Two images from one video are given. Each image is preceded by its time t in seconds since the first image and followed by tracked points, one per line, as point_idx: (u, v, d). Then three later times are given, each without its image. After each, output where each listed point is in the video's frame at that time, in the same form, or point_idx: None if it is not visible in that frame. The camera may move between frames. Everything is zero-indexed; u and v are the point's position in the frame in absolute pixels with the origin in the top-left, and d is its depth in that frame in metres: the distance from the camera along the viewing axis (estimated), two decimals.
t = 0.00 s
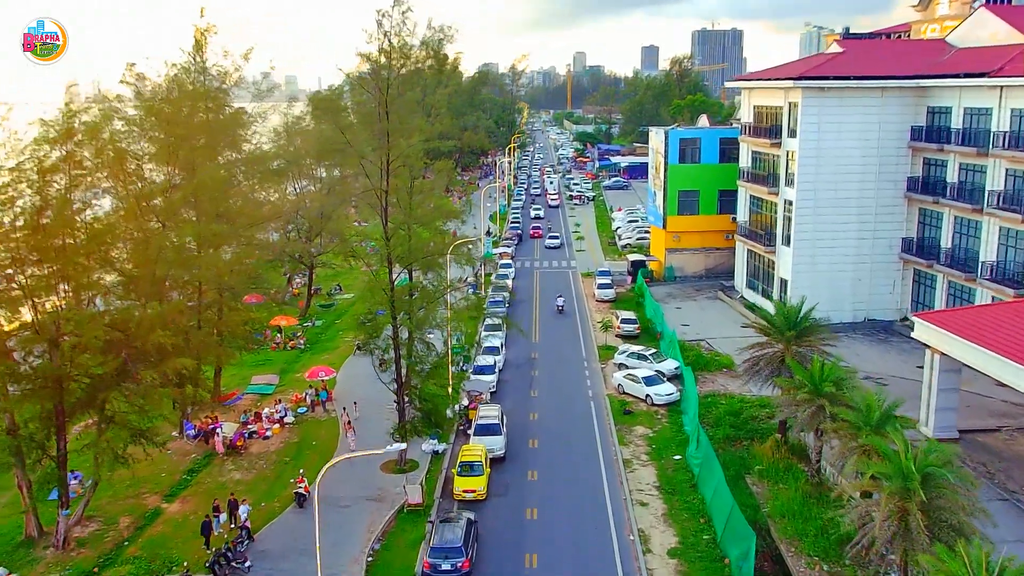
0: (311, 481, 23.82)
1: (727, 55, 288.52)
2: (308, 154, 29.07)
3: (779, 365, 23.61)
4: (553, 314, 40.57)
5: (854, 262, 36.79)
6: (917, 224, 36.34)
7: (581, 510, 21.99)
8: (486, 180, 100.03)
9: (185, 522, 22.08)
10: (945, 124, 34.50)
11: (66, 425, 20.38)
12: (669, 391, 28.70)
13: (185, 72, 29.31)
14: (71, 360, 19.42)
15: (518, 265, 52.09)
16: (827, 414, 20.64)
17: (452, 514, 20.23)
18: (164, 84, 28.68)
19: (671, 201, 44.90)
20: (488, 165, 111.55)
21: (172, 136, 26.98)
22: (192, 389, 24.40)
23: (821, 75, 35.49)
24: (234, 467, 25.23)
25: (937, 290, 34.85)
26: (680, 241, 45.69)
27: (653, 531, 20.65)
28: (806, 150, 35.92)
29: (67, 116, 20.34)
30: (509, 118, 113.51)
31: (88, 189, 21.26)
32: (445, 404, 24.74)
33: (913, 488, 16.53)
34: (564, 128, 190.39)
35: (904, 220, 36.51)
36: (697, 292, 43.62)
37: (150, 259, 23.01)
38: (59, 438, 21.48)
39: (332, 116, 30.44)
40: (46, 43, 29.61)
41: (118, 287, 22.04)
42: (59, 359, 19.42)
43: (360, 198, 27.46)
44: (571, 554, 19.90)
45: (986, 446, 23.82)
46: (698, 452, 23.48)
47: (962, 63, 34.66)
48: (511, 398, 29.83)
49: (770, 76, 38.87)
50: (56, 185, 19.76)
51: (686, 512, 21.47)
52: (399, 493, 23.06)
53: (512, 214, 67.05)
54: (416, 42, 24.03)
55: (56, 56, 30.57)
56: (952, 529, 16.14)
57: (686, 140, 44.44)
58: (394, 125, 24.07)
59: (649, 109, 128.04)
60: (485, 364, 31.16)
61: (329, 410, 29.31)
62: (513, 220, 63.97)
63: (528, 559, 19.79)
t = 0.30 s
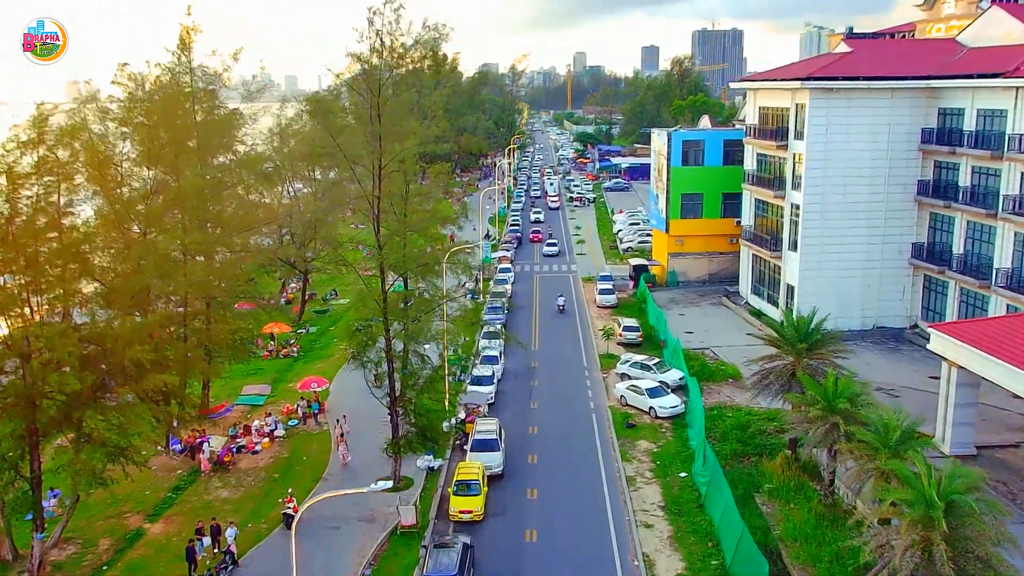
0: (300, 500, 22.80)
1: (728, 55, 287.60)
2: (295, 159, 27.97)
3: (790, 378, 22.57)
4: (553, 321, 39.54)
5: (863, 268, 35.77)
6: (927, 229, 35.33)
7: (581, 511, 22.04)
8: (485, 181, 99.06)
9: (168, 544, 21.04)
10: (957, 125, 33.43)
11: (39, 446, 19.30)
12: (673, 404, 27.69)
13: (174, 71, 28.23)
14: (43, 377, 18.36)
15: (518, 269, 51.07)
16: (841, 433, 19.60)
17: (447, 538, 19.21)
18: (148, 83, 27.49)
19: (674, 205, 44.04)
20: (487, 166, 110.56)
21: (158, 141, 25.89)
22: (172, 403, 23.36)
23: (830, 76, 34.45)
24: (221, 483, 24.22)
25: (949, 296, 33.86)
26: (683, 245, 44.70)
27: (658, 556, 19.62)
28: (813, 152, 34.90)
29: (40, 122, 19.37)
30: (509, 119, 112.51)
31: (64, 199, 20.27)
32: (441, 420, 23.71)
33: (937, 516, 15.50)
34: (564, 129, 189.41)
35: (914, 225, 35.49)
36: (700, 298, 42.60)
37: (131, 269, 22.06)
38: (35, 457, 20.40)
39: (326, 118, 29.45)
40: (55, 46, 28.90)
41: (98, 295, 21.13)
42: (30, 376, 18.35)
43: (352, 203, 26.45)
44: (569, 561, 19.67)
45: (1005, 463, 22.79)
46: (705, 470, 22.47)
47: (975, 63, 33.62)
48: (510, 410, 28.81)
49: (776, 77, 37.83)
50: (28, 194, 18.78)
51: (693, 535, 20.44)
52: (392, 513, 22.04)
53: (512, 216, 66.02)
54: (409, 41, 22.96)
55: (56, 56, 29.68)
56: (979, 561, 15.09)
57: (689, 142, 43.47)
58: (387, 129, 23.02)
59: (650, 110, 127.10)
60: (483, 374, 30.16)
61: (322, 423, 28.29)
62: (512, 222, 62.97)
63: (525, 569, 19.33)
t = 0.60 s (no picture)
0: (288, 521, 21.76)
1: (729, 55, 286.67)
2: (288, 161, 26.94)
3: (801, 393, 21.50)
4: (553, 328, 38.52)
5: (872, 273, 34.76)
6: (938, 234, 34.31)
7: (581, 510, 22.05)
8: (485, 182, 98.00)
9: (148, 567, 19.99)
10: (970, 127, 32.35)
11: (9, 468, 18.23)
12: (678, 417, 26.66)
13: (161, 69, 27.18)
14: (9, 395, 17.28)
15: (518, 273, 50.04)
16: (858, 453, 18.55)
17: (441, 563, 18.20)
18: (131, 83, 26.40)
19: (677, 207, 43.05)
20: (486, 167, 109.50)
21: (140, 142, 24.87)
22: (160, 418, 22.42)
23: (838, 76, 33.46)
24: (207, 502, 23.18)
25: (962, 304, 32.77)
26: (686, 249, 43.69)
27: None
28: (821, 155, 33.90)
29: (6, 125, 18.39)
30: (508, 119, 111.48)
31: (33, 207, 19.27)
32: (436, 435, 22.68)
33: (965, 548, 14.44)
34: (564, 129, 188.45)
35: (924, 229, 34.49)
36: (704, 303, 41.57)
37: (110, 280, 21.08)
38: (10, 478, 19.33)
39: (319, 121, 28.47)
40: (51, 45, 28.13)
41: (68, 311, 20.36)
42: None
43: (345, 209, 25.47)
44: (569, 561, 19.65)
45: None
46: (712, 489, 21.43)
47: (987, 63, 32.57)
48: (508, 423, 27.79)
49: (783, 78, 36.83)
50: None
51: (700, 559, 19.39)
52: (384, 535, 20.99)
53: (511, 218, 65.00)
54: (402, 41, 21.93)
55: (57, 56, 28.71)
56: None
57: (693, 144, 42.56)
58: (379, 133, 21.91)
59: (651, 110, 126.11)
60: (481, 385, 29.14)
61: (313, 436, 27.26)
62: (512, 225, 61.98)
63: None
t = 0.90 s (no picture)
0: (274, 543, 20.72)
1: (729, 55, 285.71)
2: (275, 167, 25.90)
3: (814, 410, 20.48)
4: (553, 335, 37.50)
5: (881, 280, 33.75)
6: (950, 239, 33.30)
7: (581, 510, 22.12)
8: (484, 184, 96.95)
9: None
10: (984, 129, 31.33)
11: None
12: (683, 431, 25.64)
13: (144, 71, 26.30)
14: None
15: (517, 278, 49.03)
16: (876, 476, 17.51)
17: None
18: (111, 85, 25.27)
19: (680, 211, 42.08)
20: (486, 168, 108.49)
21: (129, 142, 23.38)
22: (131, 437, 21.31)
23: (847, 77, 32.46)
24: (191, 522, 22.15)
25: (975, 312, 31.72)
26: (689, 253, 42.68)
27: None
28: (830, 158, 32.88)
29: None
30: (508, 120, 110.42)
31: None
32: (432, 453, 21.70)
33: None
34: (564, 130, 187.46)
35: (935, 235, 33.50)
36: (708, 310, 40.55)
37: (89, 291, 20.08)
38: None
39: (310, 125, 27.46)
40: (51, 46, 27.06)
41: (46, 323, 19.39)
42: None
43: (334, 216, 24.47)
44: (571, 559, 19.79)
45: None
46: (720, 510, 20.40)
47: (1001, 63, 31.58)
48: (507, 437, 26.78)
49: (789, 79, 35.84)
50: None
51: None
52: (376, 558, 19.96)
53: (511, 222, 63.97)
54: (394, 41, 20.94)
55: (57, 57, 27.48)
56: None
57: (696, 146, 41.65)
58: (371, 139, 20.96)
59: (652, 111, 125.08)
60: (478, 397, 28.14)
61: (304, 451, 26.24)
62: (512, 228, 60.99)
63: None
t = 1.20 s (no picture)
0: (260, 568, 19.68)
1: (729, 55, 284.72)
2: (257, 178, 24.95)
3: (828, 428, 19.40)
4: (554, 343, 36.51)
5: (892, 286, 32.73)
6: (962, 244, 32.29)
7: (579, 511, 22.12)
8: (484, 186, 95.97)
9: None
10: (998, 132, 30.34)
11: None
12: (688, 446, 24.62)
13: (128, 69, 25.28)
14: None
15: (516, 283, 48.00)
16: (897, 501, 16.47)
17: None
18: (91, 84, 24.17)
19: (682, 215, 41.11)
20: (486, 170, 107.51)
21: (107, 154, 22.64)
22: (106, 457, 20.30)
23: (857, 77, 31.44)
24: (173, 544, 21.12)
25: (988, 320, 30.66)
26: (693, 258, 41.66)
27: None
28: (838, 161, 31.86)
29: None
30: (508, 122, 109.43)
31: None
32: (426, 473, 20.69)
33: None
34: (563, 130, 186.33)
35: (947, 240, 32.50)
36: (712, 316, 39.53)
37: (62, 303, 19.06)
38: None
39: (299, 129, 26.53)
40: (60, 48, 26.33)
41: (11, 341, 18.89)
42: None
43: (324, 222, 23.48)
44: (571, 559, 19.82)
45: None
46: (729, 534, 19.36)
47: (1016, 62, 30.58)
48: (505, 452, 25.76)
49: (796, 80, 34.82)
50: None
51: None
52: None
53: (510, 224, 62.97)
54: (386, 41, 19.99)
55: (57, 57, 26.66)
56: None
57: (700, 148, 40.61)
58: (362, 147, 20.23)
59: (652, 111, 124.03)
60: (476, 409, 27.14)
61: (294, 467, 25.22)
62: (511, 232, 59.96)
63: None
